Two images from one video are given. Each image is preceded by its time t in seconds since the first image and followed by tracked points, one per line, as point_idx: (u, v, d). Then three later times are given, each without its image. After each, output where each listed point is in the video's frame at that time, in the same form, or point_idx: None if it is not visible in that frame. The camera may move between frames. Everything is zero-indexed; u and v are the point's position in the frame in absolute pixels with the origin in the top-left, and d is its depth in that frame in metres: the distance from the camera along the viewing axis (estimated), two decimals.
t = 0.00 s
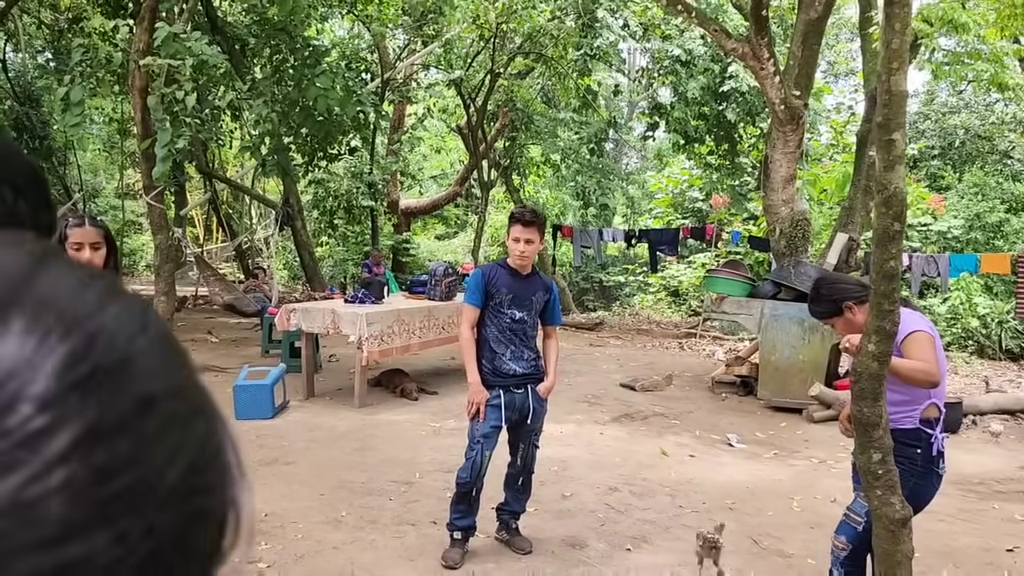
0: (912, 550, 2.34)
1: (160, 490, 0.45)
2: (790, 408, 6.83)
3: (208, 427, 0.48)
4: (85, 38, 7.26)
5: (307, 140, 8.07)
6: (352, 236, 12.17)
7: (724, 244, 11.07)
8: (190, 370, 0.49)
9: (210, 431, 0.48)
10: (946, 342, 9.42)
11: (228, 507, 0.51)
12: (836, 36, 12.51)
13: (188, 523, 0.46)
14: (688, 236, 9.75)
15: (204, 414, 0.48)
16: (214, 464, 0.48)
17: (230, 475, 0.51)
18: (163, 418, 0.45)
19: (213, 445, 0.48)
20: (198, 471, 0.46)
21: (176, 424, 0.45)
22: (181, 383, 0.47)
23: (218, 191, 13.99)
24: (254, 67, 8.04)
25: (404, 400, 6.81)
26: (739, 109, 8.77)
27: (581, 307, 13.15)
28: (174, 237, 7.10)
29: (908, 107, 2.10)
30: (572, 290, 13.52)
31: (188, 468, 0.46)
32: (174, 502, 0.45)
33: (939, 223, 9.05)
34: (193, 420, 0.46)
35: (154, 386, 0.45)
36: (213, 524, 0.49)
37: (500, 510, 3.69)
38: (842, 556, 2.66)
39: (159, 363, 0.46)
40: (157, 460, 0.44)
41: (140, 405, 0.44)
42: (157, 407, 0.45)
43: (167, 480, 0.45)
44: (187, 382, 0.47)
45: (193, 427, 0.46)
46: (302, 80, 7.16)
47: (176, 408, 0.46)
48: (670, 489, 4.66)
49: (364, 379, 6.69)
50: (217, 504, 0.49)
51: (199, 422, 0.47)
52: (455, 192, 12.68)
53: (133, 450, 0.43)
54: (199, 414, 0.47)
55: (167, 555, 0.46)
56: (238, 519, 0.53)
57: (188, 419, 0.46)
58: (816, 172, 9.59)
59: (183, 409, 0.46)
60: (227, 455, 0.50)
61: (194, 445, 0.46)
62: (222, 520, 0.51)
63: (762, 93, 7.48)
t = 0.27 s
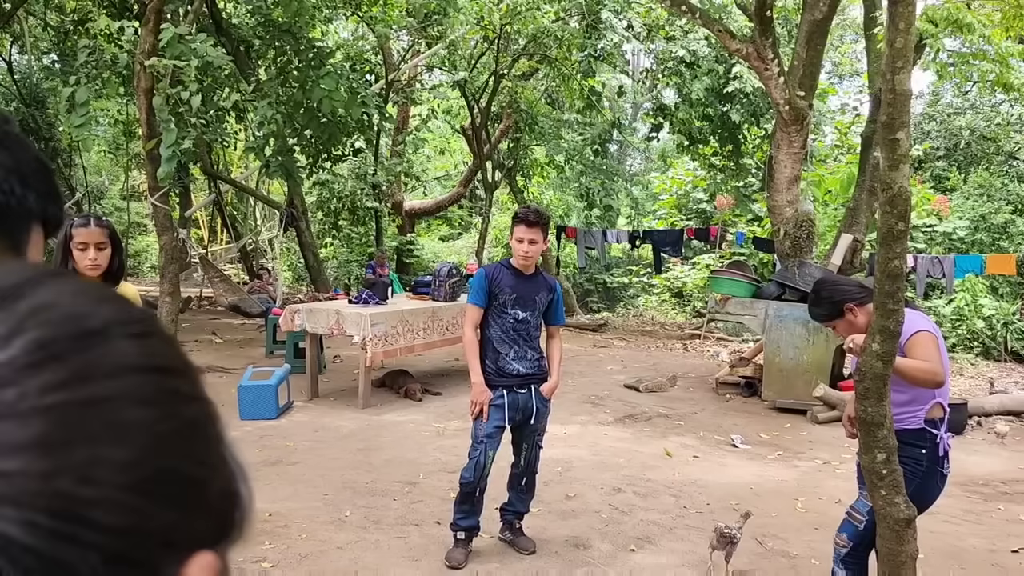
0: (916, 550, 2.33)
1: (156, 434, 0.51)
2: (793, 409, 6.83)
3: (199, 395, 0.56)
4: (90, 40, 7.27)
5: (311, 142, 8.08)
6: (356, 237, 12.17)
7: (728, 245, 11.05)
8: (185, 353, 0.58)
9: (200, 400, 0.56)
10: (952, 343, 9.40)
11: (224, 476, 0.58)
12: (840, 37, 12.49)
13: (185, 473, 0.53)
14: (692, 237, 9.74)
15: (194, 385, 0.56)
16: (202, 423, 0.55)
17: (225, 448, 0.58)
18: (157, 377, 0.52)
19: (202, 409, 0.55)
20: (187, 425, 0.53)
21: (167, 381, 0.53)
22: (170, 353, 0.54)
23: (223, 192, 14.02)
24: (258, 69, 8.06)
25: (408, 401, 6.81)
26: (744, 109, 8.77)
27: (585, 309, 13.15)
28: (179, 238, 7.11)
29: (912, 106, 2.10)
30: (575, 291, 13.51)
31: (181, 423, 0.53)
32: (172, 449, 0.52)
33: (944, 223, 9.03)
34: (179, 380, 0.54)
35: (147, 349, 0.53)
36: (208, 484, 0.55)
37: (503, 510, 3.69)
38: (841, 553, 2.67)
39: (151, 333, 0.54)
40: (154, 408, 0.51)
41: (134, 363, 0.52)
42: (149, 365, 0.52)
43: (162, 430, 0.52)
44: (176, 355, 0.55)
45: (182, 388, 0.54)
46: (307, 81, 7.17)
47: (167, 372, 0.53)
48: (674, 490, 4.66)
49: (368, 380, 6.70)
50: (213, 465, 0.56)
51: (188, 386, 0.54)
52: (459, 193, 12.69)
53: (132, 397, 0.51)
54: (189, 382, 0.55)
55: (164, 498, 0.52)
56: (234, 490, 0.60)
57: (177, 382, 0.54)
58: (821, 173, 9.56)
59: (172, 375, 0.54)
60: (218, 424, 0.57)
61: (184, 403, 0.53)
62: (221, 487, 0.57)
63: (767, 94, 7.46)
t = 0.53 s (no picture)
0: (919, 552, 2.33)
1: (113, 427, 0.54)
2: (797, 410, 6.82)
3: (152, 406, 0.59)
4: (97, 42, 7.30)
5: (316, 143, 8.10)
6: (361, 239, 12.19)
7: (733, 246, 11.04)
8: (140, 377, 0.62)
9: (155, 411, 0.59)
10: (957, 345, 9.37)
11: (183, 486, 0.60)
12: (845, 38, 12.47)
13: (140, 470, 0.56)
14: (697, 238, 9.73)
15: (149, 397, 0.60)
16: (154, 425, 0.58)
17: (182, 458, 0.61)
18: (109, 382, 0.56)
19: (154, 416, 0.59)
20: (142, 423, 0.57)
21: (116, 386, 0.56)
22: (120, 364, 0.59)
23: (228, 193, 14.05)
24: (263, 70, 8.09)
25: (412, 402, 6.82)
26: (748, 111, 8.79)
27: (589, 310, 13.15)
28: (184, 239, 7.13)
29: (914, 108, 2.10)
30: (580, 292, 13.51)
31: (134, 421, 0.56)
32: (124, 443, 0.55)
33: (950, 224, 9.01)
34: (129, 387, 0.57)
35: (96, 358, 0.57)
36: (163, 486, 0.58)
37: (506, 511, 3.69)
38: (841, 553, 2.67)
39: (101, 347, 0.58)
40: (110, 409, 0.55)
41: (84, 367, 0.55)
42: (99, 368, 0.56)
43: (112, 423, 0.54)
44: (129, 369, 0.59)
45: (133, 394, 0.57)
46: (311, 83, 7.20)
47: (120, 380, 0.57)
48: (677, 491, 4.65)
49: (372, 381, 6.71)
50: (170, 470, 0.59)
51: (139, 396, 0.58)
52: (464, 194, 12.70)
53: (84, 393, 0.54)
54: (141, 393, 0.59)
55: (122, 489, 0.54)
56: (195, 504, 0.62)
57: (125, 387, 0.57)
58: (827, 174, 9.54)
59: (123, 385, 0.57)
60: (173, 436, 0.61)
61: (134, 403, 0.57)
62: (178, 495, 0.60)
63: (771, 95, 7.46)
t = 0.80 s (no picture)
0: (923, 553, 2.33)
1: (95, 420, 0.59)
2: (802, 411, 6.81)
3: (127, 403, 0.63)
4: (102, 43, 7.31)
5: (321, 143, 8.11)
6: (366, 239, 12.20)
7: (738, 247, 11.02)
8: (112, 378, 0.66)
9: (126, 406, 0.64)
10: (963, 346, 9.34)
11: (159, 478, 0.65)
12: (850, 38, 12.44)
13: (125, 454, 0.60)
14: (702, 238, 9.71)
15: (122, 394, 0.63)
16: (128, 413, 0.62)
17: (156, 454, 0.65)
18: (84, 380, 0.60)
19: (129, 412, 0.63)
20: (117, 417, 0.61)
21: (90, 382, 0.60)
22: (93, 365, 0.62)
23: (233, 194, 14.08)
24: (268, 71, 8.11)
25: (416, 402, 6.83)
26: (753, 111, 8.51)
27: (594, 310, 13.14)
28: (189, 239, 7.15)
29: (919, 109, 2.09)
30: (585, 293, 13.50)
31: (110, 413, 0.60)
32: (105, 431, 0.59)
33: (956, 225, 8.99)
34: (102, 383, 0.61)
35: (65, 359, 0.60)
36: (140, 477, 0.61)
37: (511, 512, 3.69)
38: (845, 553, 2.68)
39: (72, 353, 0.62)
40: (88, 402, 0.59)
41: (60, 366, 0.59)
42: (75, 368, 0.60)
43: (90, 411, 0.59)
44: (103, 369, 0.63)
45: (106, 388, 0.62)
46: (316, 83, 7.20)
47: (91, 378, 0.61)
48: (682, 492, 4.65)
49: (377, 381, 6.72)
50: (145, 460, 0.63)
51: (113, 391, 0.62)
52: (468, 195, 12.69)
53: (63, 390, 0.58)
54: (115, 389, 0.63)
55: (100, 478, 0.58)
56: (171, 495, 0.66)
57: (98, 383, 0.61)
58: (832, 174, 9.52)
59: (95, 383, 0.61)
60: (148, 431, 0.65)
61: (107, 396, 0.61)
62: (156, 486, 0.64)
63: (776, 95, 7.44)
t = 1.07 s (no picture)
0: (929, 553, 2.32)
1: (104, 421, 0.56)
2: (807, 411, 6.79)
3: (141, 401, 0.61)
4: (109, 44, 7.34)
5: (326, 143, 8.12)
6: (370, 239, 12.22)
7: (743, 247, 11.01)
8: (132, 371, 0.64)
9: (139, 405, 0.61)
10: (969, 346, 9.31)
11: (174, 481, 0.62)
12: (856, 38, 12.42)
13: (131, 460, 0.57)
14: (707, 239, 9.71)
15: (138, 392, 0.61)
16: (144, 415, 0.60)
17: (173, 455, 0.63)
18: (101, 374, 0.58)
19: (143, 411, 0.60)
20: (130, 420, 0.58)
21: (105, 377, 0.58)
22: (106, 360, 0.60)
23: (238, 194, 14.11)
24: (273, 71, 8.14)
25: (421, 402, 6.84)
26: (758, 111, 8.76)
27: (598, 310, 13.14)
28: (195, 239, 7.17)
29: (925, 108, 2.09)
30: (589, 293, 13.50)
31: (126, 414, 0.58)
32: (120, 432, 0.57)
33: (961, 225, 8.97)
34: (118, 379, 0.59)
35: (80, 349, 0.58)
36: (153, 481, 0.59)
37: (516, 511, 3.70)
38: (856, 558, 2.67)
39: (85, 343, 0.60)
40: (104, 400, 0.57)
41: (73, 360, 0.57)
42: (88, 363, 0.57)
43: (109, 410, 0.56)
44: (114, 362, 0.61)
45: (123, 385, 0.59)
46: (321, 84, 7.22)
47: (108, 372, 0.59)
48: (686, 492, 4.65)
49: (382, 381, 6.73)
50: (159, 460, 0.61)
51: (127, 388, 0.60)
52: (473, 195, 12.71)
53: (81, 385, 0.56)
54: (129, 387, 0.60)
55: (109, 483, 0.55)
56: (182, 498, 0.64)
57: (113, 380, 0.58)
58: (837, 174, 9.50)
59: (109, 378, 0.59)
60: (165, 429, 0.63)
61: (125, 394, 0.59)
62: (170, 489, 0.61)
63: (781, 95, 7.43)
